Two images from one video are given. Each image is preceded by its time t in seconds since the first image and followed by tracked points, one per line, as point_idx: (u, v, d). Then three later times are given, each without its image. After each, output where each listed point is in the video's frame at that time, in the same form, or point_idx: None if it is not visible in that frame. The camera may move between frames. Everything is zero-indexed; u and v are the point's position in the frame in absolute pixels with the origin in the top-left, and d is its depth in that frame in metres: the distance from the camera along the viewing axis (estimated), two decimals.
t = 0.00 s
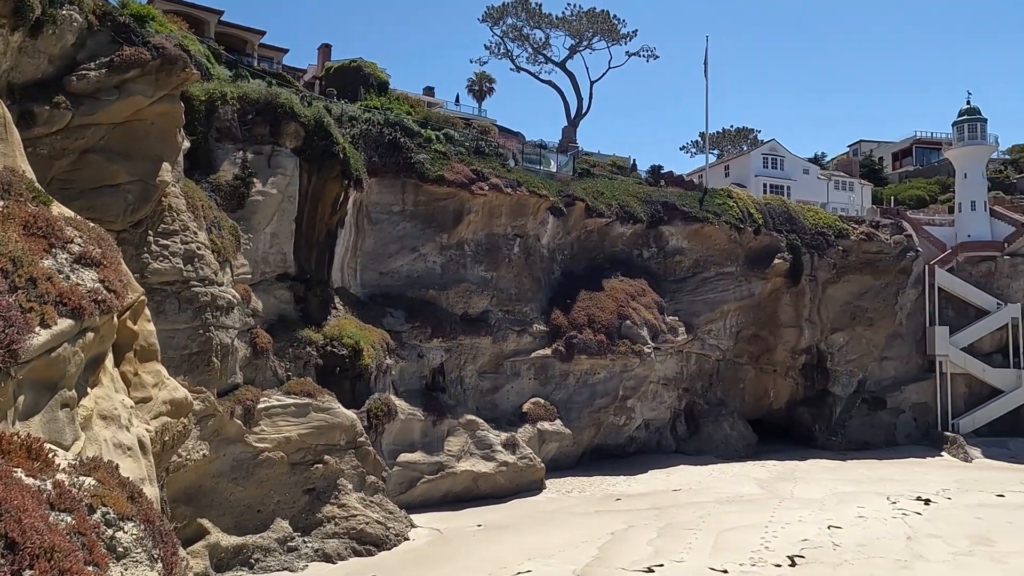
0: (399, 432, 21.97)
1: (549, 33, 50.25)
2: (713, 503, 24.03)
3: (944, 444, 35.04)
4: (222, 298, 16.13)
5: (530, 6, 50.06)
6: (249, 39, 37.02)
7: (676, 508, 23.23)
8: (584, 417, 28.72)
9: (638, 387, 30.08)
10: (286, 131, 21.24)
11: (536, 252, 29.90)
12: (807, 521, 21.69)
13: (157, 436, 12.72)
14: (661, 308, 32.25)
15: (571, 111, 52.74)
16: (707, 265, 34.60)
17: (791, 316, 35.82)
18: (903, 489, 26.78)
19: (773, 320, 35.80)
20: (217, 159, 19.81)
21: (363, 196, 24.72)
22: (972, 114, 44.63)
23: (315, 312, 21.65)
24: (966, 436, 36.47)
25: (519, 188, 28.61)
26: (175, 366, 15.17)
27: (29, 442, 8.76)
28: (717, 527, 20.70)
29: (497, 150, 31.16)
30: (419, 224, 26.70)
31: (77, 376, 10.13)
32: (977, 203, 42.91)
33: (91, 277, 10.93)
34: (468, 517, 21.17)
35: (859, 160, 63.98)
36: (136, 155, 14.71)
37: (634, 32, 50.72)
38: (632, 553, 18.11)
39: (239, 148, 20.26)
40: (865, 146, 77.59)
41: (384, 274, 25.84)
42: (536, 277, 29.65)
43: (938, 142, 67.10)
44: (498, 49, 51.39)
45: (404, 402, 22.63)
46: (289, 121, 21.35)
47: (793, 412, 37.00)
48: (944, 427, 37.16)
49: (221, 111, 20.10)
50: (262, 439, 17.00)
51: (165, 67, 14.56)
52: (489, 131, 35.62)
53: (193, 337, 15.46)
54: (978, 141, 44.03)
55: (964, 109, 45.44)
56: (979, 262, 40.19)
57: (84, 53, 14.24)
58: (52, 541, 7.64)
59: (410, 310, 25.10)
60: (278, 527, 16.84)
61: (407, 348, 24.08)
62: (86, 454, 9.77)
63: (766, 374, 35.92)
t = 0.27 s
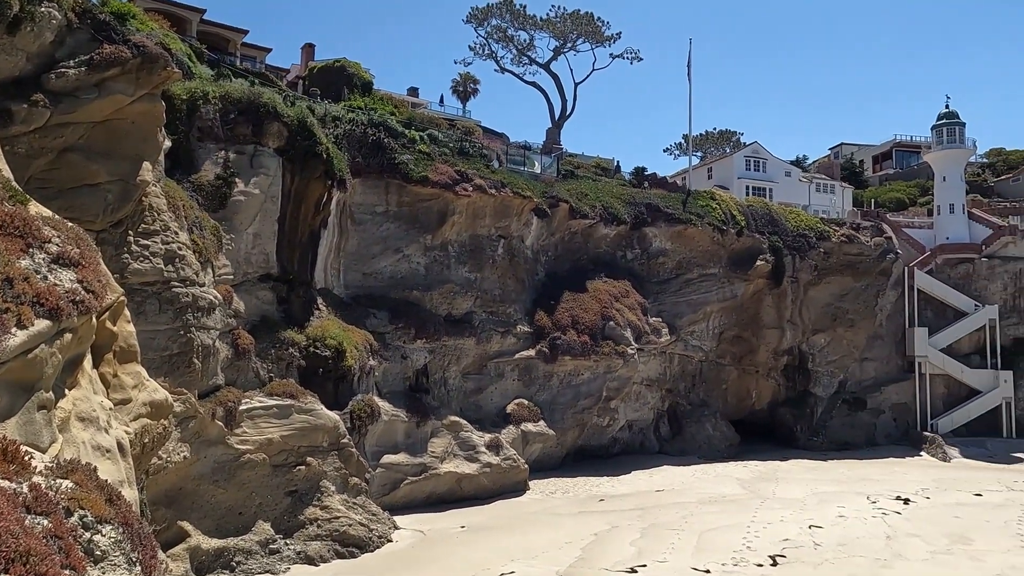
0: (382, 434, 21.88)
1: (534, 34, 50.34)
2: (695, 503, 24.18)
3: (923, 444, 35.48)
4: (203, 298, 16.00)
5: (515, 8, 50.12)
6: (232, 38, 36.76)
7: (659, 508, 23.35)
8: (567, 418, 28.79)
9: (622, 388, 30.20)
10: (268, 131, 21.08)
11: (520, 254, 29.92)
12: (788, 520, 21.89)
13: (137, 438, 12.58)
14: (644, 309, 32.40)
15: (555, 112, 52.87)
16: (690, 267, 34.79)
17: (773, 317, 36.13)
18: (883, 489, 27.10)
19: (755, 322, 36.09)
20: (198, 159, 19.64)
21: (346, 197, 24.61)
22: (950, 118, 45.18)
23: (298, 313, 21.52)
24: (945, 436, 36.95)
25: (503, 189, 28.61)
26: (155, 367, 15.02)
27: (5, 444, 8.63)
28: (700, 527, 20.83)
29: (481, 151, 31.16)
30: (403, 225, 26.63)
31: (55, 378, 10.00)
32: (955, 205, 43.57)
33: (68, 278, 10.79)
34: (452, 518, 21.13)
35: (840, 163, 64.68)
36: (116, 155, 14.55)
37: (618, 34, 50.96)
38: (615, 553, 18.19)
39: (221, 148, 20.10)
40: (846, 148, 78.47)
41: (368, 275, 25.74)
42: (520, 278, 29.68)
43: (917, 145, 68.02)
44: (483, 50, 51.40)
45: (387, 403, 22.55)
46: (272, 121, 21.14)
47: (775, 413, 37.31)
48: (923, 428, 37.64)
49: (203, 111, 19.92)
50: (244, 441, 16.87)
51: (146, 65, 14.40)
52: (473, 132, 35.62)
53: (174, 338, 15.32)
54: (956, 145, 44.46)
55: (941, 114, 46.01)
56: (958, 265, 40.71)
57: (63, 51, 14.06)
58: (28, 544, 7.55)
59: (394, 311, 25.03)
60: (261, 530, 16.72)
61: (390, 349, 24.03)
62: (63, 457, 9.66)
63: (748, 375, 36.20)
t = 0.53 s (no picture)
0: (367, 434, 21.80)
1: (520, 34, 50.38)
2: (680, 503, 24.30)
3: (905, 444, 35.89)
4: (186, 298, 15.88)
5: (501, 8, 50.14)
6: (216, 37, 36.48)
7: (644, 508, 23.45)
8: (553, 419, 28.83)
9: (607, 388, 30.28)
10: (253, 130, 20.92)
11: (505, 254, 29.93)
12: (771, 520, 22.06)
13: (119, 440, 12.45)
14: (629, 310, 32.51)
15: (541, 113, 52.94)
16: (675, 268, 34.94)
17: (757, 318, 36.39)
18: (866, 488, 27.39)
19: (739, 322, 36.32)
20: (182, 158, 19.46)
21: (331, 197, 24.50)
22: (933, 121, 45.79)
23: (282, 313, 21.39)
24: (926, 436, 37.38)
25: (489, 189, 28.59)
26: (138, 368, 14.87)
27: None
28: (685, 527, 20.94)
29: (467, 151, 31.15)
30: (389, 225, 26.54)
31: (35, 378, 9.87)
32: (936, 207, 44.10)
33: (49, 277, 10.66)
34: (437, 519, 21.09)
35: (824, 164, 65.27)
36: (98, 153, 14.38)
37: (603, 35, 51.13)
38: (600, 553, 18.25)
39: (204, 147, 19.93)
40: (829, 150, 79.20)
41: (353, 275, 25.64)
42: (506, 279, 29.68)
43: (899, 147, 68.81)
44: (469, 50, 51.38)
45: (373, 404, 22.47)
46: (257, 120, 21.00)
47: (759, 413, 37.60)
48: (905, 427, 38.07)
49: (187, 109, 19.75)
50: (228, 442, 16.75)
51: (129, 63, 14.25)
52: (460, 132, 35.59)
53: (157, 338, 15.19)
54: (937, 147, 45.17)
55: (924, 116, 46.62)
56: (939, 265, 41.20)
57: (44, 48, 13.89)
58: (7, 547, 7.46)
59: (379, 311, 24.95)
60: (244, 531, 16.61)
61: (375, 350, 23.97)
62: (43, 459, 9.55)
63: (732, 376, 36.45)
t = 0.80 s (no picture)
0: (352, 435, 21.72)
1: (505, 35, 50.42)
2: (664, 503, 24.43)
3: (886, 443, 36.30)
4: (169, 298, 15.75)
5: (486, 8, 50.15)
6: (199, 35, 36.19)
7: (629, 508, 23.55)
8: (537, 419, 28.86)
9: (592, 388, 30.37)
10: (236, 129, 20.78)
11: (491, 254, 29.94)
12: (755, 519, 22.24)
13: (100, 441, 12.32)
14: (614, 310, 32.62)
15: (526, 113, 53.00)
16: (660, 268, 35.09)
17: (741, 318, 36.66)
18: (848, 487, 27.69)
19: (723, 323, 36.57)
20: (164, 156, 19.29)
21: (316, 196, 24.39)
22: (914, 123, 46.36)
23: (266, 313, 21.26)
24: (907, 435, 37.83)
25: (474, 189, 28.59)
26: (119, 369, 14.74)
27: None
28: (669, 527, 21.06)
29: (452, 151, 31.13)
30: (374, 225, 26.46)
31: (14, 379, 9.75)
32: (917, 209, 44.66)
33: (28, 277, 10.53)
34: (422, 520, 21.04)
35: (807, 166, 65.87)
36: (79, 151, 14.20)
37: (588, 36, 51.29)
38: (585, 553, 18.31)
39: (187, 146, 19.77)
40: (812, 152, 79.94)
41: (337, 275, 25.54)
42: (491, 279, 29.69)
43: (881, 149, 69.61)
44: (454, 50, 51.33)
45: (357, 404, 22.39)
46: (240, 119, 20.86)
47: (742, 413, 37.88)
48: (886, 427, 38.53)
49: (169, 108, 19.57)
50: (211, 443, 16.63)
51: (111, 60, 14.09)
52: (445, 132, 35.56)
53: (138, 338, 15.06)
54: (918, 149, 45.70)
55: (905, 119, 47.18)
56: (920, 267, 41.72)
57: (24, 45, 13.75)
58: None
59: (364, 311, 24.87)
60: (227, 533, 16.50)
61: (360, 350, 23.89)
62: (23, 460, 9.44)
63: (716, 376, 36.68)
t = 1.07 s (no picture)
0: (335, 435, 21.63)
1: (490, 35, 50.42)
2: (648, 502, 24.56)
3: (867, 442, 36.73)
4: (150, 298, 15.62)
5: (471, 8, 50.10)
6: (181, 32, 35.86)
7: (612, 508, 23.65)
8: (521, 419, 28.89)
9: (576, 388, 30.44)
10: (219, 128, 20.62)
11: (475, 254, 29.93)
12: (737, 518, 22.42)
13: (79, 442, 12.17)
14: (598, 310, 32.72)
15: (511, 113, 53.03)
16: (644, 268, 35.24)
17: (724, 318, 36.92)
18: (829, 486, 27.99)
19: (706, 323, 36.81)
20: (146, 155, 19.10)
21: (299, 195, 24.26)
22: (894, 126, 46.97)
23: (249, 313, 21.11)
24: (887, 434, 38.28)
25: (458, 189, 28.56)
26: (99, 369, 14.59)
27: None
28: (652, 526, 21.18)
29: (437, 151, 31.07)
30: (358, 225, 26.37)
31: None
32: (898, 210, 45.25)
33: (5, 276, 10.37)
34: (405, 520, 21.01)
35: (790, 168, 66.48)
36: (57, 149, 14.03)
37: (573, 37, 51.41)
38: (568, 553, 18.35)
39: (169, 144, 19.59)
40: (795, 153, 80.67)
41: (321, 275, 25.42)
42: (475, 279, 29.68)
43: (863, 151, 70.43)
44: (439, 49, 51.21)
45: (341, 405, 22.31)
46: (222, 117, 20.70)
47: (725, 412, 38.16)
48: (867, 426, 39.01)
49: (151, 106, 19.40)
50: (192, 444, 16.49)
51: (91, 57, 13.94)
52: (430, 131, 35.50)
53: (119, 339, 14.92)
54: (898, 151, 46.39)
55: (885, 121, 47.78)
56: (900, 267, 42.25)
57: (2, 41, 13.58)
58: None
59: (348, 311, 24.79)
60: (209, 535, 16.37)
61: (344, 350, 23.79)
62: None
63: (699, 376, 36.91)
